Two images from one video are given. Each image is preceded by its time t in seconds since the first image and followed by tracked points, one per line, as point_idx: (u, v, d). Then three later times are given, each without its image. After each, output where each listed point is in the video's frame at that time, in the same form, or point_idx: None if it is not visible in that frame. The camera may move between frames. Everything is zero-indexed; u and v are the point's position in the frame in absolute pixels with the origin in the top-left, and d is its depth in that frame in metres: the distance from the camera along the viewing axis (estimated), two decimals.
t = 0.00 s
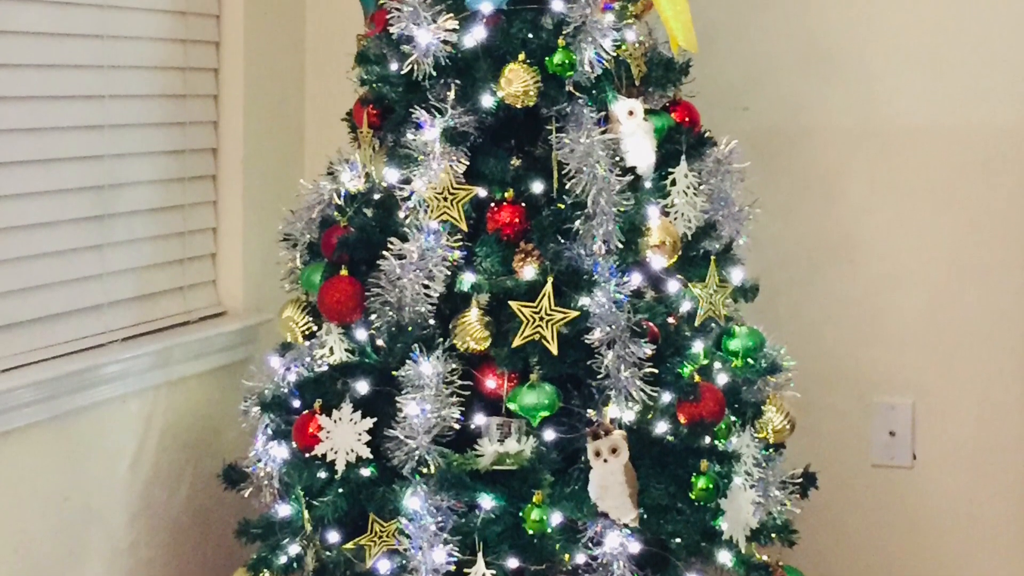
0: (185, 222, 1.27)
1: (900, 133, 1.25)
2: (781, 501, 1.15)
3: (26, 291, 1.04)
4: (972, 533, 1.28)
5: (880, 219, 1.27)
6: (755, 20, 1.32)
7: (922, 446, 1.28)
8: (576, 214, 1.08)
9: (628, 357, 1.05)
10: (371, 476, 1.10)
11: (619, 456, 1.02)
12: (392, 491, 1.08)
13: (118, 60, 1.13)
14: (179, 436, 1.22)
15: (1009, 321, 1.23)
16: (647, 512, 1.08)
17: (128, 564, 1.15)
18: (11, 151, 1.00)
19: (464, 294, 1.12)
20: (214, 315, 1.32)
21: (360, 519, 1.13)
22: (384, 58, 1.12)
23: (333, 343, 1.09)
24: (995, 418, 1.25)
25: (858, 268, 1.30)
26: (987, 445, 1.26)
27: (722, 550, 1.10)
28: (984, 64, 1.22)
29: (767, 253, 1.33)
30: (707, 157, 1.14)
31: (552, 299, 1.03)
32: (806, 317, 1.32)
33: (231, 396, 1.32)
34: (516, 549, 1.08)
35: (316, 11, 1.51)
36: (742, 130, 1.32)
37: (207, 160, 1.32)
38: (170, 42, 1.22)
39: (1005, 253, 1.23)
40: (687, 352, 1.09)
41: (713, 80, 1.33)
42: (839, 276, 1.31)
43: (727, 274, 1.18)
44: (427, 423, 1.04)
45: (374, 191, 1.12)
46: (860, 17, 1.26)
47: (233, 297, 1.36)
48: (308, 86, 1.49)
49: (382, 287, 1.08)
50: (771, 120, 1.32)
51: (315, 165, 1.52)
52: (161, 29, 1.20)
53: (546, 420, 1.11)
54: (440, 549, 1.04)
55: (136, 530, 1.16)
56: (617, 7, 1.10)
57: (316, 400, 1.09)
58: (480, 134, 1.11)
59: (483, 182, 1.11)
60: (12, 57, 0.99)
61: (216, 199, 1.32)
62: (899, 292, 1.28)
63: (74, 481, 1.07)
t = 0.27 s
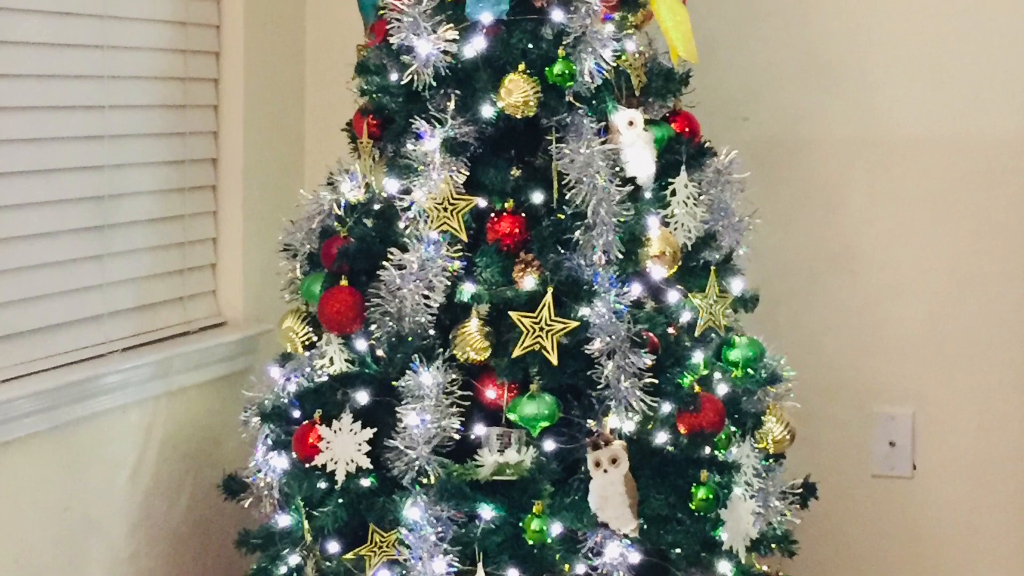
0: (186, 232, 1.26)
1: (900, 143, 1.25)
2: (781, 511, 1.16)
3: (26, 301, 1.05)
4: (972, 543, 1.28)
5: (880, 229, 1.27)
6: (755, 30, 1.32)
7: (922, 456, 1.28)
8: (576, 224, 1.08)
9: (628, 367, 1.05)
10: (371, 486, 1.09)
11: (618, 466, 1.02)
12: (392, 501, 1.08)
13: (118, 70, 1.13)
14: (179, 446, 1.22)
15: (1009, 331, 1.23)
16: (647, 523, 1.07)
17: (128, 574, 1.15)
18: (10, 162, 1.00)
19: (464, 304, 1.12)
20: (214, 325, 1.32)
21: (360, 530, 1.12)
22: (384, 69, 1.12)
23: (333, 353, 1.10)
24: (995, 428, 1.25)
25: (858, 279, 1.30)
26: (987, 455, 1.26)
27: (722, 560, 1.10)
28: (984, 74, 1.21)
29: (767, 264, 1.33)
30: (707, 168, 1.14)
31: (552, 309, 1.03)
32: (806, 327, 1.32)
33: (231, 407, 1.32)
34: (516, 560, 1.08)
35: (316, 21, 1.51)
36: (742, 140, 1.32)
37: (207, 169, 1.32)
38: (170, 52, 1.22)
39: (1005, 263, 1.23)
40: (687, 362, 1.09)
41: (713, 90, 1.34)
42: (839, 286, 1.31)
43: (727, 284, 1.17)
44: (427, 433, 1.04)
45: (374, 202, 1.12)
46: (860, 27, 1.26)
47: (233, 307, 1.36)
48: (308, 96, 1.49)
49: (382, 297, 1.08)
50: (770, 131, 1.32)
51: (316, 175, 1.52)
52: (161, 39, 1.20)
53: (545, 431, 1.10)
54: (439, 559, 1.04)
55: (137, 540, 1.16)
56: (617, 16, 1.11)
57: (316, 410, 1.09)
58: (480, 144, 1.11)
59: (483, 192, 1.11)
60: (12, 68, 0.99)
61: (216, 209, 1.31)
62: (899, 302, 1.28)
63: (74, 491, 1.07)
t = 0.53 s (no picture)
0: (185, 242, 1.26)
1: (900, 154, 1.25)
2: (781, 521, 1.16)
3: (26, 311, 1.05)
4: (972, 554, 1.28)
5: (880, 239, 1.27)
6: (755, 40, 1.32)
7: (922, 466, 1.28)
8: (576, 234, 1.08)
9: (628, 377, 1.05)
10: (371, 496, 1.09)
11: (619, 476, 1.02)
12: (392, 511, 1.08)
13: (118, 80, 1.13)
14: (179, 457, 1.22)
15: (1009, 341, 1.23)
16: (647, 533, 1.07)
17: None
18: (10, 172, 1.00)
19: (464, 315, 1.12)
20: (214, 336, 1.31)
21: (360, 540, 1.12)
22: (384, 79, 1.12)
23: (333, 363, 1.10)
24: (995, 438, 1.25)
25: (858, 289, 1.30)
26: (987, 466, 1.26)
27: (722, 570, 1.10)
28: (984, 85, 1.22)
29: (767, 274, 1.33)
30: (706, 178, 1.14)
31: (552, 319, 1.03)
32: (807, 337, 1.32)
33: (231, 417, 1.32)
34: (516, 570, 1.08)
35: (316, 31, 1.51)
36: (742, 150, 1.32)
37: (207, 179, 1.31)
38: (170, 62, 1.22)
39: (1005, 273, 1.23)
40: (687, 373, 1.09)
41: (713, 101, 1.34)
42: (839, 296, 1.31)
43: (727, 294, 1.18)
44: (427, 443, 1.04)
45: (374, 212, 1.12)
46: (860, 38, 1.26)
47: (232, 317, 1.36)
48: (309, 106, 1.49)
49: (382, 307, 1.08)
50: (771, 141, 1.32)
51: (315, 185, 1.52)
52: (161, 49, 1.20)
53: (545, 441, 1.10)
54: (439, 570, 1.04)
55: (136, 551, 1.16)
56: (617, 27, 1.11)
57: (316, 420, 1.09)
58: (480, 154, 1.11)
59: (483, 203, 1.11)
60: (12, 79, 1.00)
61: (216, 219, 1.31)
62: (899, 312, 1.28)
63: (74, 501, 1.07)
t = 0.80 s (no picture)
0: (185, 252, 1.26)
1: (900, 164, 1.25)
2: (781, 532, 1.16)
3: (26, 322, 1.05)
4: (972, 564, 1.28)
5: (880, 249, 1.27)
6: (755, 51, 1.32)
7: (922, 476, 1.28)
8: (576, 244, 1.08)
9: (628, 388, 1.05)
10: (371, 506, 1.09)
11: (618, 487, 1.02)
12: (392, 522, 1.08)
13: (118, 91, 1.14)
14: (179, 467, 1.22)
15: (1009, 351, 1.23)
16: (647, 543, 1.07)
17: None
18: (10, 183, 1.01)
19: (464, 325, 1.12)
20: (214, 346, 1.31)
21: (360, 550, 1.12)
22: (384, 89, 1.12)
23: (333, 374, 1.09)
24: (995, 448, 1.25)
25: (858, 299, 1.30)
26: (987, 476, 1.26)
27: None
28: (984, 95, 1.22)
29: (767, 284, 1.33)
30: (706, 189, 1.14)
31: (552, 329, 1.03)
32: (807, 347, 1.32)
33: (231, 428, 1.32)
34: None
35: (316, 41, 1.51)
36: (742, 160, 1.32)
37: (207, 190, 1.31)
38: (170, 73, 1.22)
39: (1005, 284, 1.23)
40: (687, 383, 1.09)
41: (713, 111, 1.34)
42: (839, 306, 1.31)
43: (727, 305, 1.18)
44: (427, 454, 1.04)
45: (374, 222, 1.13)
46: (860, 48, 1.26)
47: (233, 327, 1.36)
48: (309, 117, 1.49)
49: (382, 318, 1.08)
50: (770, 151, 1.32)
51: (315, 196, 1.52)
52: (161, 60, 1.20)
53: (545, 451, 1.10)
54: None
55: (136, 561, 1.16)
56: (617, 37, 1.12)
57: (316, 431, 1.09)
58: (480, 165, 1.11)
59: (483, 213, 1.11)
60: (12, 89, 1.00)
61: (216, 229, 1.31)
62: (899, 323, 1.27)
63: (74, 512, 1.07)
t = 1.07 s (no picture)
0: (185, 263, 1.26)
1: (900, 174, 1.25)
2: (781, 542, 1.16)
3: (26, 332, 1.05)
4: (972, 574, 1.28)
5: (880, 259, 1.27)
6: (755, 61, 1.32)
7: (922, 487, 1.28)
8: (576, 255, 1.08)
9: (628, 399, 1.05)
10: (371, 517, 1.09)
11: (619, 497, 1.02)
12: (392, 532, 1.08)
13: (119, 101, 1.14)
14: (179, 477, 1.22)
15: (1009, 362, 1.23)
16: (646, 554, 1.07)
17: None
18: (10, 193, 1.01)
19: (464, 335, 1.12)
20: (214, 357, 1.31)
21: (360, 560, 1.12)
22: (384, 99, 1.12)
23: (333, 384, 1.09)
24: (995, 459, 1.25)
25: (858, 310, 1.30)
26: (987, 486, 1.25)
27: None
28: (984, 105, 1.21)
29: (767, 295, 1.33)
30: (706, 200, 1.14)
31: (552, 340, 1.03)
32: (807, 358, 1.32)
33: (231, 438, 1.32)
34: None
35: (317, 52, 1.51)
36: (742, 171, 1.33)
37: (207, 201, 1.31)
38: (170, 83, 1.22)
39: (1005, 294, 1.23)
40: (687, 394, 1.09)
41: (713, 121, 1.34)
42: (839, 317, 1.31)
43: (727, 315, 1.18)
44: (427, 464, 1.04)
45: (374, 233, 1.12)
46: (859, 59, 1.27)
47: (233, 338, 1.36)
48: (309, 128, 1.49)
49: (382, 328, 1.08)
50: (770, 161, 1.32)
51: (316, 206, 1.52)
52: (161, 71, 1.20)
53: (545, 461, 1.10)
54: None
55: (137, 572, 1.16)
56: (617, 47, 1.12)
57: (316, 441, 1.09)
58: (479, 175, 1.11)
59: (483, 223, 1.11)
60: (12, 100, 1.00)
61: (216, 240, 1.31)
62: (899, 333, 1.28)
63: (74, 522, 1.07)
